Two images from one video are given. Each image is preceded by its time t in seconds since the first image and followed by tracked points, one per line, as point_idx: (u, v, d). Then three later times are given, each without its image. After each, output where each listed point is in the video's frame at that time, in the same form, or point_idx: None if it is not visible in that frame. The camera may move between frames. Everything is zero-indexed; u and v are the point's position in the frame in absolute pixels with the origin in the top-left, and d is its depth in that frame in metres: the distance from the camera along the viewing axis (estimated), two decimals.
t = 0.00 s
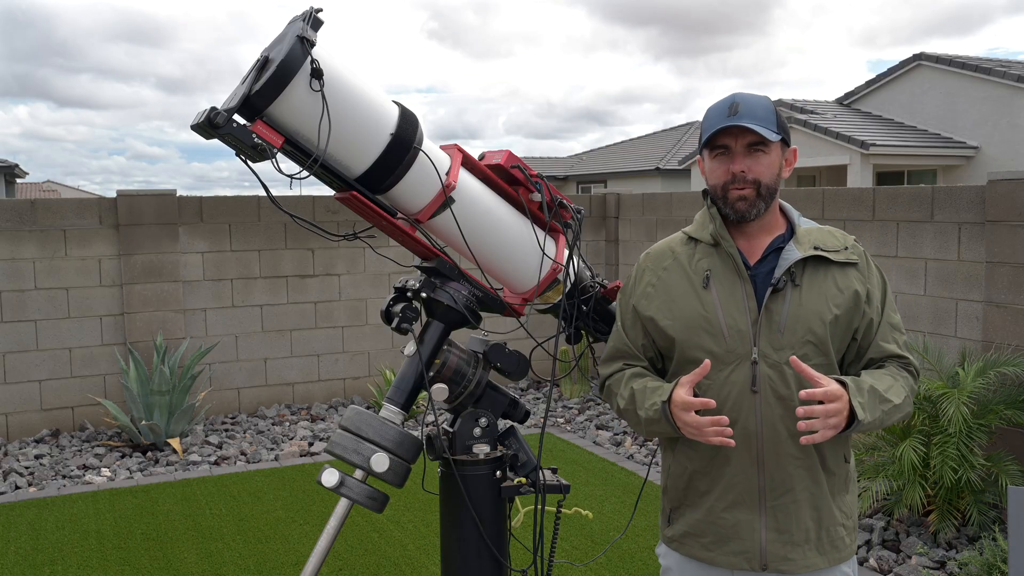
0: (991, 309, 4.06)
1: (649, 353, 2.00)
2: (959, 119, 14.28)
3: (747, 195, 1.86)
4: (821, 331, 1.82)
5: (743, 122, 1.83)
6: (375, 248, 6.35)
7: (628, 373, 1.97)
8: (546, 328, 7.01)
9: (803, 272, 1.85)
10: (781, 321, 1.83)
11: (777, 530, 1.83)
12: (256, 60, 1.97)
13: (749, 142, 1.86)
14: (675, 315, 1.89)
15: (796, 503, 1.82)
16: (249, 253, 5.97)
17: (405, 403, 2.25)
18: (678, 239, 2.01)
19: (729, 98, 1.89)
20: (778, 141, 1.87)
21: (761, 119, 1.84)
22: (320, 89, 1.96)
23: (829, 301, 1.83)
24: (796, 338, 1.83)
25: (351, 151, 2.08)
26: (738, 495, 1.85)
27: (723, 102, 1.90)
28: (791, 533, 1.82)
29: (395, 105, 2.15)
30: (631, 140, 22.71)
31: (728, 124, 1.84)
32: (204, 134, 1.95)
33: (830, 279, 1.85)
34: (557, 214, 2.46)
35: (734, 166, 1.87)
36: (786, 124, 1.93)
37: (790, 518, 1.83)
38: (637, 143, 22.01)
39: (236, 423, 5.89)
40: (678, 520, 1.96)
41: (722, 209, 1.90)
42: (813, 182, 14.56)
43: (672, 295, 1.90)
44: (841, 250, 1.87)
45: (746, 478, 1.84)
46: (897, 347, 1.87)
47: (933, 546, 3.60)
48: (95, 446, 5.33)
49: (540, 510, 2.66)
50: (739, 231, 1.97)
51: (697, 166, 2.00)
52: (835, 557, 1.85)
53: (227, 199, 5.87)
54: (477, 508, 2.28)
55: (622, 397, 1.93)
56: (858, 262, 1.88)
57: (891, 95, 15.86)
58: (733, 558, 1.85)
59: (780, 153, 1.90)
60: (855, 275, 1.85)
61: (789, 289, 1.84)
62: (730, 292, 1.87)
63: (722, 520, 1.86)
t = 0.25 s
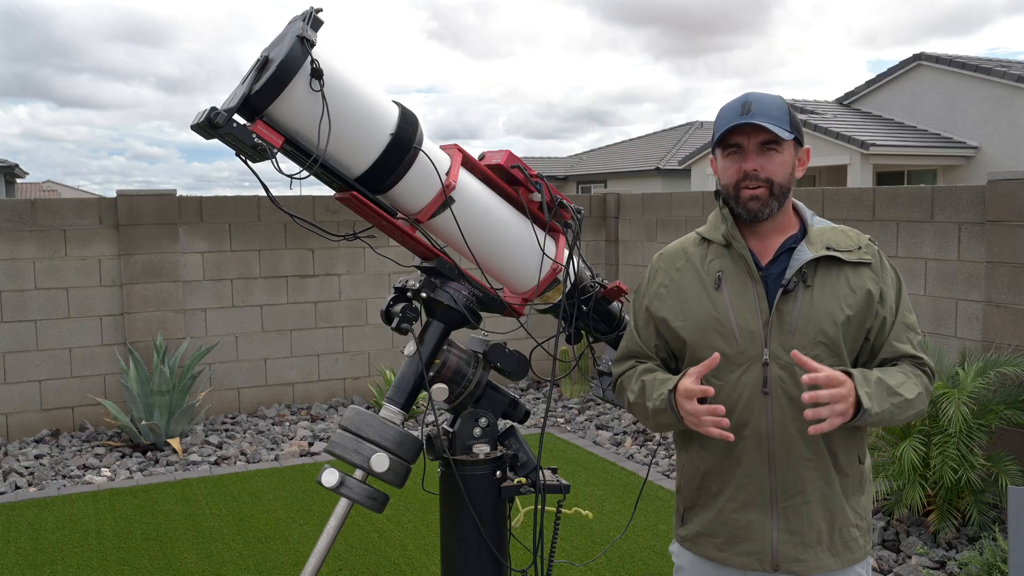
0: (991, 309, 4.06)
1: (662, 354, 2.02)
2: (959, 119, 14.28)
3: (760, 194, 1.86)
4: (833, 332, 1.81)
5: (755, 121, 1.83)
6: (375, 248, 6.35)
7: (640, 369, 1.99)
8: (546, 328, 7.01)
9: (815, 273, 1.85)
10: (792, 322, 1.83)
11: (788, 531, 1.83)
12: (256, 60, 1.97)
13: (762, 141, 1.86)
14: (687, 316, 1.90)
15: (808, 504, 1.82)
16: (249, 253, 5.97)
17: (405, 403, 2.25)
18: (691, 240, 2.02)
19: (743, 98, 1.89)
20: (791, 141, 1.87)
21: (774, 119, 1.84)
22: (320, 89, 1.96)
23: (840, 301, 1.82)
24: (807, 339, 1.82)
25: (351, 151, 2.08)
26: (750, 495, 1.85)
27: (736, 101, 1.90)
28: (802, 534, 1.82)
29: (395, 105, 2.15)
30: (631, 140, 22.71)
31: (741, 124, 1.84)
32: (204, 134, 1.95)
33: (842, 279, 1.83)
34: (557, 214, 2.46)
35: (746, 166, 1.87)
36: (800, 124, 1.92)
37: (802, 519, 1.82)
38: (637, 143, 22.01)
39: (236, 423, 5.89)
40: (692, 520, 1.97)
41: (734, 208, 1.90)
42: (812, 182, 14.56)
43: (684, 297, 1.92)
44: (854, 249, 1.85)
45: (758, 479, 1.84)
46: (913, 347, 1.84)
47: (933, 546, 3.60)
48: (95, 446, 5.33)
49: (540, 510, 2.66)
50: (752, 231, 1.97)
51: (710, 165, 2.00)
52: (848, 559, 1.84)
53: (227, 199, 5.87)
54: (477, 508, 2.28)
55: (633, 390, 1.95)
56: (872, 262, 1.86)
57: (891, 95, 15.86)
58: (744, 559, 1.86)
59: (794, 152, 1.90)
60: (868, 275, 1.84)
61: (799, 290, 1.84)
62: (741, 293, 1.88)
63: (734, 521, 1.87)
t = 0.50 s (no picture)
0: (991, 309, 4.06)
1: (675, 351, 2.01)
2: (959, 119, 14.29)
3: (774, 195, 1.86)
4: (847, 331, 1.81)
5: (770, 123, 1.83)
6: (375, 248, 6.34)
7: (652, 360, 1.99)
8: (546, 328, 7.02)
9: (829, 273, 1.85)
10: (807, 322, 1.83)
11: (800, 531, 1.83)
12: (256, 60, 1.97)
13: (776, 142, 1.86)
14: (700, 315, 1.91)
15: (820, 505, 1.82)
16: (250, 253, 5.97)
17: (405, 403, 2.25)
18: (705, 239, 2.02)
19: (757, 98, 1.88)
20: (806, 141, 1.87)
21: (790, 120, 1.84)
22: (320, 89, 1.96)
23: (855, 302, 1.82)
24: (821, 339, 1.81)
25: (351, 151, 2.08)
26: (762, 496, 1.85)
27: (750, 101, 1.90)
28: (814, 535, 1.82)
29: (395, 105, 2.15)
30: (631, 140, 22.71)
31: (756, 124, 1.84)
32: (204, 134, 1.95)
33: (857, 280, 1.84)
34: (557, 214, 2.46)
35: (761, 166, 1.87)
36: (815, 124, 1.92)
37: (814, 520, 1.82)
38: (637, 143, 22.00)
39: (236, 422, 5.89)
40: (701, 520, 1.97)
41: (748, 209, 1.90)
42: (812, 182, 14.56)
43: (697, 296, 1.92)
44: (869, 250, 1.86)
45: (770, 479, 1.84)
46: (930, 347, 1.84)
47: (933, 546, 3.60)
48: (95, 446, 5.33)
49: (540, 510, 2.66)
50: (766, 230, 1.97)
51: (724, 165, 2.00)
52: (860, 560, 1.85)
53: (227, 199, 5.87)
54: (477, 508, 2.28)
55: (645, 378, 1.95)
56: (887, 263, 1.86)
57: (891, 95, 15.86)
58: (755, 559, 1.86)
59: (808, 153, 1.89)
60: (882, 276, 1.84)
61: (814, 290, 1.84)
62: (754, 293, 1.88)
63: (745, 521, 1.87)
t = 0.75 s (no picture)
0: (991, 309, 4.06)
1: (682, 352, 2.01)
2: (959, 119, 14.29)
3: (785, 193, 1.86)
4: (855, 333, 1.81)
5: (782, 120, 1.83)
6: (375, 248, 6.35)
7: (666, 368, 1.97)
8: (546, 328, 7.02)
9: (838, 274, 1.84)
10: (815, 323, 1.83)
11: (805, 533, 1.83)
12: (256, 60, 1.97)
13: (787, 140, 1.86)
14: (708, 314, 1.90)
15: (826, 506, 1.82)
16: (250, 253, 5.97)
17: (405, 403, 2.25)
18: (713, 238, 2.02)
19: (769, 96, 1.88)
20: (817, 140, 1.87)
21: (801, 118, 1.84)
22: (320, 89, 1.96)
23: (863, 304, 1.82)
24: (829, 340, 1.82)
25: (350, 151, 2.08)
26: (768, 496, 1.85)
27: (762, 99, 1.90)
28: (819, 536, 1.82)
29: (395, 105, 2.15)
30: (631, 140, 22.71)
31: (767, 121, 1.84)
32: (204, 134, 1.95)
33: (866, 282, 1.84)
34: (557, 214, 2.46)
35: (772, 164, 1.87)
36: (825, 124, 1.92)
37: (820, 522, 1.82)
38: (637, 143, 22.00)
39: (236, 423, 5.89)
40: (705, 519, 1.97)
41: (759, 207, 1.90)
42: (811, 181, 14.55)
43: (705, 295, 1.91)
44: (878, 252, 1.86)
45: (776, 480, 1.84)
46: (937, 352, 1.84)
47: (933, 546, 3.60)
48: (95, 446, 5.33)
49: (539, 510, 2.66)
50: (775, 230, 1.97)
51: (734, 164, 2.00)
52: (864, 562, 1.85)
53: (227, 199, 5.87)
54: (477, 508, 2.28)
55: (661, 391, 1.93)
56: (896, 265, 1.86)
57: (891, 95, 15.86)
58: (759, 559, 1.86)
59: (819, 152, 1.90)
60: (892, 278, 1.84)
61: (823, 291, 1.84)
62: (763, 293, 1.87)
63: (750, 521, 1.87)
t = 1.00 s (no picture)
0: (991, 309, 4.06)
1: (682, 349, 2.01)
2: (959, 119, 14.29)
3: (787, 192, 1.86)
4: (853, 334, 1.80)
5: (785, 118, 1.83)
6: (375, 248, 6.35)
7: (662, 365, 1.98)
8: (546, 328, 7.02)
9: (838, 275, 1.85)
10: (813, 323, 1.83)
11: (798, 532, 1.83)
12: (256, 60, 1.97)
13: (790, 139, 1.86)
14: (707, 313, 1.90)
15: (819, 506, 1.82)
16: (250, 253, 5.97)
17: (405, 403, 2.25)
18: (715, 237, 2.02)
19: (773, 95, 1.88)
20: (820, 140, 1.87)
21: (804, 117, 1.84)
22: (320, 89, 1.96)
23: (862, 305, 1.82)
24: (826, 341, 1.82)
25: (350, 151, 2.08)
26: (761, 495, 1.85)
27: (766, 98, 1.89)
28: (811, 536, 1.82)
29: (395, 105, 2.15)
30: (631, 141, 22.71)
31: (770, 119, 1.84)
32: (204, 134, 1.95)
33: (866, 283, 1.83)
34: (557, 214, 2.46)
35: (774, 162, 1.87)
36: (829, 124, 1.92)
37: (813, 521, 1.82)
38: (637, 143, 22.00)
39: (236, 422, 5.89)
40: (699, 518, 1.98)
41: (760, 206, 1.90)
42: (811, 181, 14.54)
43: (705, 293, 1.92)
44: (879, 253, 1.86)
45: (769, 478, 1.84)
46: (938, 355, 1.84)
47: (933, 546, 3.60)
48: (95, 446, 5.33)
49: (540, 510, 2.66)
50: (776, 230, 1.97)
51: (737, 162, 2.00)
52: (858, 563, 1.84)
53: (227, 199, 5.87)
54: (477, 508, 2.28)
55: (657, 388, 1.94)
56: (897, 267, 1.86)
57: (891, 95, 15.86)
58: (752, 557, 1.86)
59: (822, 151, 1.89)
60: (892, 280, 1.84)
61: (822, 291, 1.84)
62: (762, 292, 1.87)
63: (743, 519, 1.87)
